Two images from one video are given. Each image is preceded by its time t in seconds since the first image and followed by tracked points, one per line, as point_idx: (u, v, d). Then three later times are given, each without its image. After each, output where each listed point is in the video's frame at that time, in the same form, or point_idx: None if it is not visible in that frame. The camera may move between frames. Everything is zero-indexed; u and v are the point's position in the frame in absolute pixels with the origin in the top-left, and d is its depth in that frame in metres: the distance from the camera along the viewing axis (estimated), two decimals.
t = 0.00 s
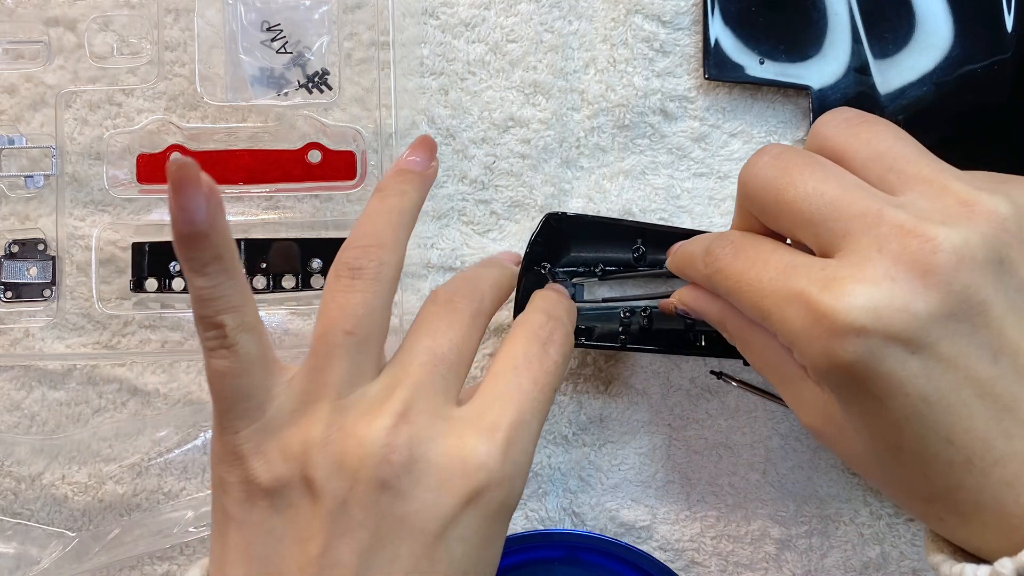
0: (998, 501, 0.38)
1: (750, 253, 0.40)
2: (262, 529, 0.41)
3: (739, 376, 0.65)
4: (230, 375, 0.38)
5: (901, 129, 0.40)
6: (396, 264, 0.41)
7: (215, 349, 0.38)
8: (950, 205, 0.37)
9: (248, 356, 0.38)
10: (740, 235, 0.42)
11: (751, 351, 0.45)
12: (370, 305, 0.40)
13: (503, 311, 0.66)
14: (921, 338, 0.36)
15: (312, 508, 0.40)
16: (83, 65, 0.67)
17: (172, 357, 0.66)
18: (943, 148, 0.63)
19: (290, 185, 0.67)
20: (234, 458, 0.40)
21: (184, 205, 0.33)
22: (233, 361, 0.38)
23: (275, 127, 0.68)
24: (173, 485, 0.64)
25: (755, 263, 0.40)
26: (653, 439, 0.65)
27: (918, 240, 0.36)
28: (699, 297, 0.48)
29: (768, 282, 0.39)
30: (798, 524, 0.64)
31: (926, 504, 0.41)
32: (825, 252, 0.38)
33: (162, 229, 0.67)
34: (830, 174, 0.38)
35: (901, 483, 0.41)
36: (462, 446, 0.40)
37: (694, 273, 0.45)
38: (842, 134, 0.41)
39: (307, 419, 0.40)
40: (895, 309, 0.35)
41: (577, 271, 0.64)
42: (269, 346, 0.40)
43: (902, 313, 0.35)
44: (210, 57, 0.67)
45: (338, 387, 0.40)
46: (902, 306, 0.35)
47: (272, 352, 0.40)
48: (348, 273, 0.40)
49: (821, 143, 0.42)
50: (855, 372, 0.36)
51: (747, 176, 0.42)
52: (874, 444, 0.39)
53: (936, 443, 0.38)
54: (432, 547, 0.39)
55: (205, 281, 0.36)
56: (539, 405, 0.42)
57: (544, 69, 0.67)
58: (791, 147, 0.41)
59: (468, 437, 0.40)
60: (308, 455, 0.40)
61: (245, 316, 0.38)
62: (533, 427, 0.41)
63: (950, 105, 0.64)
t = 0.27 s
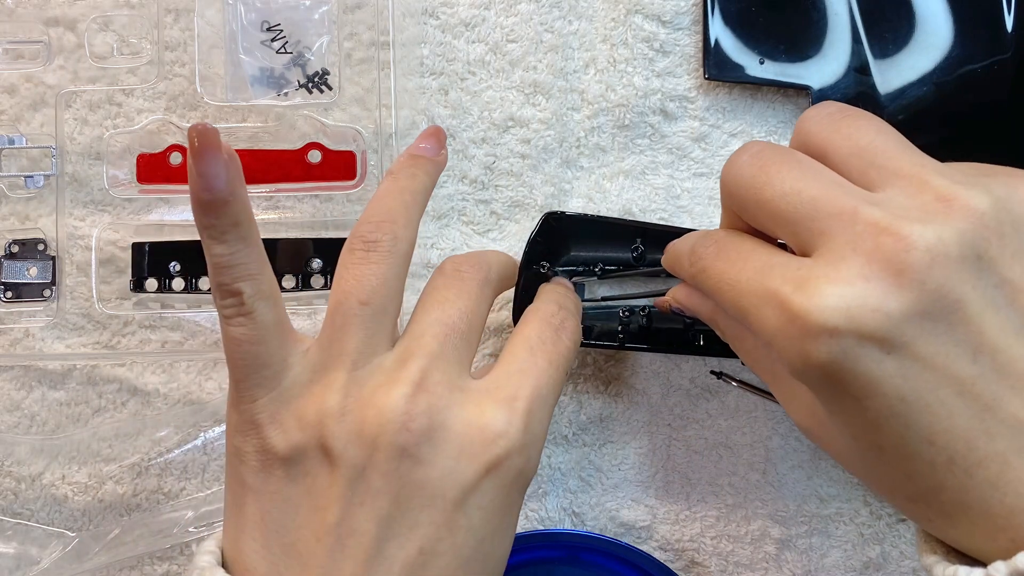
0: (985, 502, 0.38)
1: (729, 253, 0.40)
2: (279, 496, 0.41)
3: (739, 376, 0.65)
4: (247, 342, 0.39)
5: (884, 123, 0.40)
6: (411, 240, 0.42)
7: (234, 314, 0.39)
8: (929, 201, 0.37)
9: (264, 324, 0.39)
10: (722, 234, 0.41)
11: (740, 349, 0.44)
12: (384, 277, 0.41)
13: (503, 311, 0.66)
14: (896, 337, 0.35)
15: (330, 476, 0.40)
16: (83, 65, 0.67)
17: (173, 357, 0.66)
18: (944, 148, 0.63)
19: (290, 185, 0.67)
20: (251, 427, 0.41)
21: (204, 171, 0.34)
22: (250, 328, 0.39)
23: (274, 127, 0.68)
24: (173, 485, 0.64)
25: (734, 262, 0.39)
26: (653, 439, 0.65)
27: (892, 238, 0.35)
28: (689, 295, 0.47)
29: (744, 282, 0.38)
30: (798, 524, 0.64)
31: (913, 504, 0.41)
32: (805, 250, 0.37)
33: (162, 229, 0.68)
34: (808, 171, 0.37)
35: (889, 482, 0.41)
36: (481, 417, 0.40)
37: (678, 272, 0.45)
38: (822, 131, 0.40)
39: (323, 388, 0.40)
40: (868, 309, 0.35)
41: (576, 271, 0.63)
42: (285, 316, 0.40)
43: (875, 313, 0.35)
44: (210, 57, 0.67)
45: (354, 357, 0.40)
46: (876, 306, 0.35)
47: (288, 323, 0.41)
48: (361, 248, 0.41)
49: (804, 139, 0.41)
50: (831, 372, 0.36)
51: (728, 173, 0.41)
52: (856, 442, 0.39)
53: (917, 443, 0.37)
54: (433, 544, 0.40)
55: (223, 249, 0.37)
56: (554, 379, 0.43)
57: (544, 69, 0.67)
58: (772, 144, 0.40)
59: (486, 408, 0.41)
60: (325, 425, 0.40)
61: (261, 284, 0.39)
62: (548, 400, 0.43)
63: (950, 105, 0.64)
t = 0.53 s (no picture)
0: (963, 506, 0.38)
1: (706, 251, 0.40)
2: (280, 496, 0.41)
3: (739, 376, 0.64)
4: (245, 340, 0.39)
5: (864, 116, 0.40)
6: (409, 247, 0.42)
7: (230, 312, 0.39)
8: (904, 196, 0.37)
9: (261, 321, 0.40)
10: (703, 231, 0.42)
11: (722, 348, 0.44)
12: (386, 281, 0.41)
13: (504, 311, 0.66)
14: (865, 336, 0.35)
15: (331, 479, 0.40)
16: (83, 65, 0.67)
17: (173, 357, 0.66)
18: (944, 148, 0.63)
19: (290, 185, 0.67)
20: (251, 427, 0.41)
21: (195, 169, 0.35)
22: (247, 326, 0.39)
23: (274, 127, 0.68)
24: (173, 485, 0.64)
25: (710, 260, 0.39)
26: (653, 439, 0.65)
27: (862, 235, 0.35)
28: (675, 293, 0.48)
29: (717, 280, 0.39)
30: (798, 524, 0.64)
31: (897, 507, 0.40)
32: (780, 247, 0.37)
33: (162, 229, 0.68)
34: (783, 168, 0.38)
35: (870, 483, 0.40)
36: (489, 421, 0.40)
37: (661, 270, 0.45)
38: (805, 124, 0.40)
39: (325, 390, 0.40)
40: (836, 307, 0.35)
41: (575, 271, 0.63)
42: (282, 314, 0.41)
43: (844, 310, 0.35)
44: (210, 57, 0.67)
45: (355, 360, 0.40)
46: (846, 303, 0.35)
47: (286, 323, 0.41)
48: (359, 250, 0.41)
49: (786, 133, 0.41)
50: (802, 370, 0.36)
51: (707, 170, 0.41)
52: (835, 443, 0.39)
53: (893, 443, 0.37)
54: (433, 543, 0.40)
55: (218, 247, 0.38)
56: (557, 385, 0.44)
57: (544, 69, 0.67)
58: (750, 141, 0.40)
59: (494, 414, 0.41)
60: (327, 428, 0.39)
61: (256, 281, 0.39)
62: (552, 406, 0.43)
63: (950, 105, 0.64)
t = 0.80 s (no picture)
0: (961, 500, 0.38)
1: (702, 244, 0.40)
2: (278, 492, 0.41)
3: (739, 376, 0.65)
4: (238, 332, 0.40)
5: (862, 106, 0.39)
6: (410, 245, 0.42)
7: (222, 307, 0.40)
8: (900, 185, 0.37)
9: (252, 313, 0.40)
10: (699, 225, 0.42)
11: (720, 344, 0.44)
12: (387, 277, 0.41)
13: (503, 311, 0.66)
14: (860, 327, 0.35)
15: (328, 473, 0.40)
16: (83, 65, 0.67)
17: (173, 357, 0.66)
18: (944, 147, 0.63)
19: (289, 185, 0.67)
20: (249, 420, 0.41)
21: (179, 165, 0.36)
22: (239, 318, 0.40)
23: (275, 127, 0.68)
24: (173, 485, 0.64)
25: (706, 253, 0.40)
26: (653, 439, 0.65)
27: (856, 225, 0.35)
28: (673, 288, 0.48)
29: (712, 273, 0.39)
30: (798, 524, 0.64)
31: (893, 499, 0.40)
32: (773, 238, 0.37)
33: (161, 229, 0.68)
34: (777, 159, 0.37)
35: (868, 477, 0.40)
36: (489, 418, 0.40)
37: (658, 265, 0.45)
38: (801, 115, 0.40)
39: (325, 386, 0.40)
40: (830, 298, 0.35)
41: (577, 269, 0.63)
42: (275, 307, 0.41)
43: (838, 301, 0.35)
44: (210, 57, 0.67)
45: (356, 354, 0.40)
46: (839, 294, 0.35)
47: (280, 316, 0.41)
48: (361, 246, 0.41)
49: (782, 123, 0.41)
50: (797, 363, 0.36)
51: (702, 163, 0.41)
52: (830, 434, 0.39)
53: (889, 436, 0.37)
54: (432, 543, 0.40)
55: (207, 240, 0.39)
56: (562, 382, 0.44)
57: (544, 69, 0.67)
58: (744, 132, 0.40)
59: (494, 411, 0.41)
60: (325, 423, 0.39)
61: (245, 274, 0.40)
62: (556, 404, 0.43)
63: (950, 105, 0.64)
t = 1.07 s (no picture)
0: (956, 492, 0.37)
1: (692, 240, 0.41)
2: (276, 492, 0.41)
3: (739, 376, 0.65)
4: (253, 301, 0.41)
5: (847, 99, 0.39)
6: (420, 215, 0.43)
7: (239, 279, 0.41)
8: (885, 176, 0.37)
9: (269, 284, 0.41)
10: (689, 222, 0.42)
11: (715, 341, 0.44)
12: (395, 244, 0.42)
13: (503, 311, 0.66)
14: (847, 319, 0.35)
15: (340, 433, 0.40)
16: (83, 65, 0.67)
17: (172, 357, 0.66)
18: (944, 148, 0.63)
19: (289, 185, 0.67)
20: (262, 388, 0.41)
21: (203, 136, 0.38)
22: (255, 287, 0.41)
23: (274, 127, 0.68)
24: (173, 485, 0.64)
25: (696, 250, 0.40)
26: (653, 439, 0.65)
27: (841, 216, 0.35)
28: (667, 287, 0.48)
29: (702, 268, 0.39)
30: (798, 524, 0.64)
31: (889, 493, 0.40)
32: (761, 233, 0.38)
33: (161, 229, 0.68)
34: (762, 155, 0.38)
35: (864, 472, 0.40)
36: (491, 377, 0.41)
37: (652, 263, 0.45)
38: (787, 110, 0.40)
39: (336, 350, 0.41)
40: (816, 290, 0.35)
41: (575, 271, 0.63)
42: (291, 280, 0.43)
43: (824, 293, 0.35)
44: (210, 57, 0.67)
45: (364, 318, 0.41)
46: (826, 286, 0.35)
47: (295, 288, 0.43)
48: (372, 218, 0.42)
49: (768, 120, 0.41)
50: (785, 356, 0.36)
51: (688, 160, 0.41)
52: (823, 428, 0.39)
53: (882, 428, 0.37)
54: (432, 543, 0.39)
55: (227, 211, 0.41)
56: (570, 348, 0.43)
57: (544, 69, 0.67)
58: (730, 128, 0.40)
59: (496, 369, 0.41)
60: (337, 383, 0.40)
61: (263, 246, 0.41)
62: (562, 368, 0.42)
63: (951, 105, 0.64)
